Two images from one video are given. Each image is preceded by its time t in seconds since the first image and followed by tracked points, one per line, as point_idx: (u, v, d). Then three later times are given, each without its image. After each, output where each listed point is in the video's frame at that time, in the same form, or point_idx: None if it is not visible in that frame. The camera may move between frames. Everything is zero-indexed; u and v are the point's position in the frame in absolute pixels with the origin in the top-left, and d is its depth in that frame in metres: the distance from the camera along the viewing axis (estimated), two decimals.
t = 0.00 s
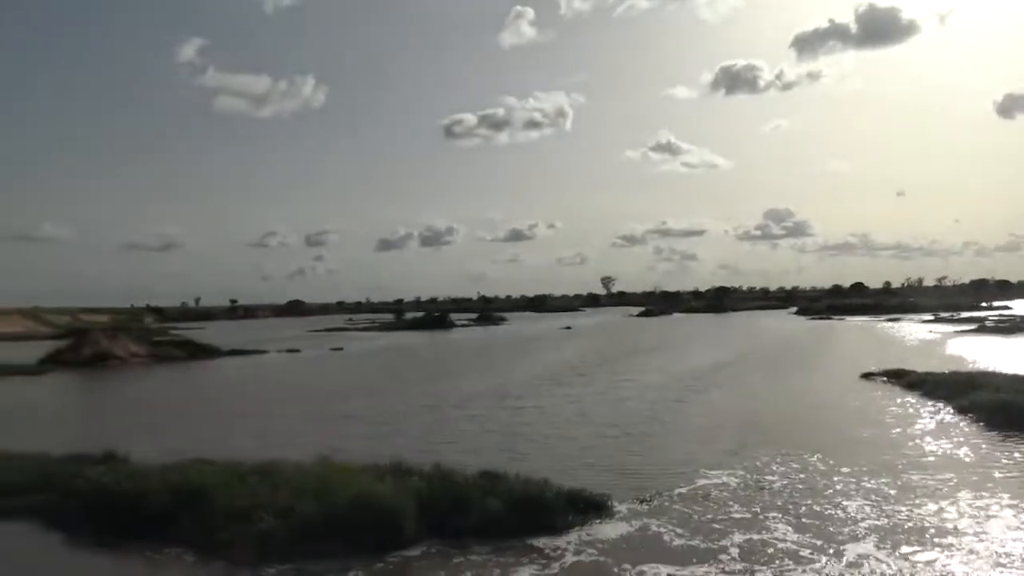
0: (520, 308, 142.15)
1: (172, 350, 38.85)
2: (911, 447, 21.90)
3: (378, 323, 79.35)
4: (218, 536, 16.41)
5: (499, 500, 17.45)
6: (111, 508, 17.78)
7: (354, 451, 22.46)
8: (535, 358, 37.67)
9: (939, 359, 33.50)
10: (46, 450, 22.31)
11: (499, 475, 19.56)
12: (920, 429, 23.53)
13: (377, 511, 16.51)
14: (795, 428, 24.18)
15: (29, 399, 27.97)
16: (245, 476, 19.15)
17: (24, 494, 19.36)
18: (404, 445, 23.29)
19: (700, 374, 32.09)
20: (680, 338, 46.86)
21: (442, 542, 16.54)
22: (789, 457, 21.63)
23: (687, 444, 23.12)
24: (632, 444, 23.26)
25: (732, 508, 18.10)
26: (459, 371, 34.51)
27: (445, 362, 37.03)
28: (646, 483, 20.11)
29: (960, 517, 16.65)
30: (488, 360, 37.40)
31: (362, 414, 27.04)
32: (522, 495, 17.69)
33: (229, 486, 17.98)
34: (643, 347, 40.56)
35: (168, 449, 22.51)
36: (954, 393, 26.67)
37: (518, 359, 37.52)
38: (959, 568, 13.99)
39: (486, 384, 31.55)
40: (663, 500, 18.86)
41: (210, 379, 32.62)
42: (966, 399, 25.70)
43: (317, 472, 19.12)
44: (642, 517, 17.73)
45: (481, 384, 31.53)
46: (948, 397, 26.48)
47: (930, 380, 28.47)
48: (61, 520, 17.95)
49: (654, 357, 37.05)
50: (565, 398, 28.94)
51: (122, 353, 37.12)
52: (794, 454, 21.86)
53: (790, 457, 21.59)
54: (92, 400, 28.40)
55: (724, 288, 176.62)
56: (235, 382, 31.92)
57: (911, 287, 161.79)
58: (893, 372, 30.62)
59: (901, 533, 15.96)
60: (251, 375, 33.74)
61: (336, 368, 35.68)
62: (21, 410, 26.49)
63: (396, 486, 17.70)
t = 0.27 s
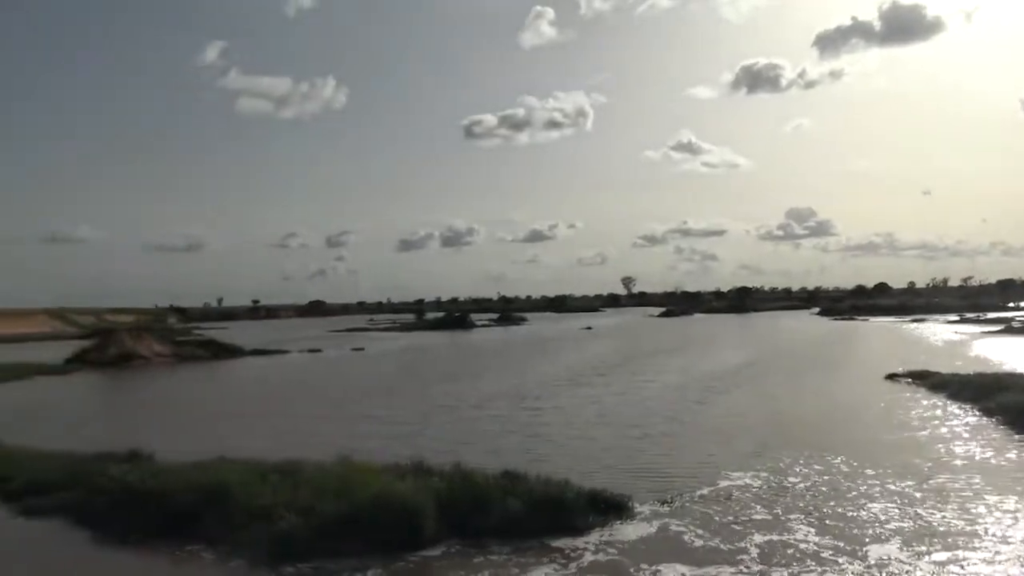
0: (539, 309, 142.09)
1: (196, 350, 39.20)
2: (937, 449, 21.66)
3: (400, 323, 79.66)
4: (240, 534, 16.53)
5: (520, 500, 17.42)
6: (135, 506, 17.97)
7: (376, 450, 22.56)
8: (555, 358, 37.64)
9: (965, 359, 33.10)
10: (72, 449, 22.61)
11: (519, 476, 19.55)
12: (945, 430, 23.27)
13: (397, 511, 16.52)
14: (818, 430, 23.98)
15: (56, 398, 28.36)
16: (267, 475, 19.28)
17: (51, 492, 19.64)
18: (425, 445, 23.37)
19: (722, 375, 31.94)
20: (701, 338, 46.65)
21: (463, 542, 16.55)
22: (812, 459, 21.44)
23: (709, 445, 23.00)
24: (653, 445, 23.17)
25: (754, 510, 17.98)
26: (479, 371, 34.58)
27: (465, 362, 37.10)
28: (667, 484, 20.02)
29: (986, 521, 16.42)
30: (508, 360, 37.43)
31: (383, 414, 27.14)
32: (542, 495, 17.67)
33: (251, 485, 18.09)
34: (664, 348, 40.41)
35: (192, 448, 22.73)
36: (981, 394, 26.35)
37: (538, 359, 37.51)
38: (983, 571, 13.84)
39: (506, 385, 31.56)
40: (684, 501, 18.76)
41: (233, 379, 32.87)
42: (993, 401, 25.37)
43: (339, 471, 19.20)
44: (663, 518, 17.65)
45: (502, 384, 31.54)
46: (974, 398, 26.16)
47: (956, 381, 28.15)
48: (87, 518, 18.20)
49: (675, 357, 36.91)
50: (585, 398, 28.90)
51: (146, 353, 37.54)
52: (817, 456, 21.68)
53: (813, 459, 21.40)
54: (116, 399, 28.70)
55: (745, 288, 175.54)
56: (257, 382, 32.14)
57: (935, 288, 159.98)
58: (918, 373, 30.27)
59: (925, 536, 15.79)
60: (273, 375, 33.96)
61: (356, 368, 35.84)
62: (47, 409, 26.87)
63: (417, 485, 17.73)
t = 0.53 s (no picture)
0: (559, 308, 142.03)
1: (220, 350, 39.57)
2: (966, 450, 21.39)
3: (422, 324, 79.99)
4: (266, 533, 16.69)
5: (543, 500, 17.44)
6: (163, 505, 18.20)
7: (400, 450, 22.68)
8: (578, 358, 37.60)
9: (994, 359, 32.66)
10: (101, 448, 22.93)
11: (543, 476, 19.57)
12: (975, 431, 22.98)
13: (422, 510, 16.59)
14: (844, 431, 23.78)
15: (85, 398, 28.78)
16: (292, 474, 19.45)
17: (81, 490, 19.93)
18: (448, 445, 23.43)
19: (746, 375, 31.77)
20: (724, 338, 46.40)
21: (487, 542, 16.59)
22: (838, 460, 21.27)
23: (733, 446, 22.86)
24: (677, 446, 23.10)
25: (779, 510, 17.85)
26: (501, 371, 34.64)
27: (487, 363, 37.16)
28: (691, 484, 19.92)
29: (1017, 523, 16.18)
30: (531, 360, 37.44)
31: (406, 414, 27.28)
32: (566, 496, 17.65)
33: (277, 485, 18.26)
34: (687, 348, 40.27)
35: (218, 448, 22.96)
36: (1011, 394, 25.99)
37: (560, 359, 37.51)
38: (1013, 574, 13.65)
39: (529, 385, 31.60)
40: (708, 501, 18.67)
41: (257, 379, 33.17)
42: None
43: (363, 471, 19.33)
44: (688, 519, 17.56)
45: (524, 384, 31.59)
46: (1004, 399, 25.81)
47: (985, 382, 27.79)
48: (116, 516, 18.44)
49: (698, 357, 36.75)
50: (608, 399, 28.86)
51: (172, 353, 37.98)
52: (844, 457, 21.48)
53: (839, 460, 21.23)
54: (143, 399, 29.07)
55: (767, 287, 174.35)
56: (282, 382, 32.41)
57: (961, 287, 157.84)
58: (946, 373, 29.93)
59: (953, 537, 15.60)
60: (297, 375, 34.23)
61: (380, 368, 36.04)
62: (76, 408, 27.27)
63: (441, 485, 17.79)
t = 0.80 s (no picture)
0: (581, 308, 141.83)
1: (247, 351, 39.92)
2: (998, 450, 21.05)
3: (446, 324, 80.23)
4: (293, 532, 16.82)
5: (569, 500, 17.40)
6: (191, 504, 18.40)
7: (425, 451, 22.75)
8: (601, 358, 37.51)
9: None
10: (131, 448, 23.24)
11: (568, 476, 19.54)
12: (1007, 431, 22.61)
13: (448, 510, 16.62)
14: (873, 431, 23.51)
15: (114, 398, 29.19)
16: (318, 474, 19.58)
17: (111, 489, 20.21)
18: (472, 445, 23.46)
19: (772, 375, 31.52)
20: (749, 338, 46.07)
21: (513, 542, 16.58)
22: (867, 460, 21.04)
23: (759, 446, 22.68)
24: (702, 445, 22.97)
25: (806, 511, 17.68)
26: (525, 372, 34.64)
27: (511, 363, 37.17)
28: (717, 484, 19.81)
29: None
30: (554, 360, 37.39)
31: (431, 414, 27.36)
32: (591, 496, 17.58)
33: (304, 485, 18.39)
34: (711, 347, 40.04)
35: (245, 447, 23.18)
36: None
37: (583, 359, 37.45)
38: None
39: (552, 385, 31.58)
40: (734, 501, 18.55)
41: (282, 380, 33.42)
42: None
43: (389, 471, 19.41)
44: (714, 519, 17.45)
45: (548, 385, 31.58)
46: None
47: (1016, 381, 27.35)
48: (145, 515, 18.67)
49: (723, 357, 36.53)
50: (632, 398, 28.77)
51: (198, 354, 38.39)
52: (872, 458, 21.23)
53: (868, 460, 21.00)
54: (171, 399, 29.41)
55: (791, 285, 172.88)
56: (307, 383, 32.63)
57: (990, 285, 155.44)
58: (976, 372, 29.50)
59: (985, 538, 15.38)
60: (321, 376, 34.45)
61: (403, 368, 36.18)
62: (106, 409, 27.66)
63: (466, 485, 17.82)
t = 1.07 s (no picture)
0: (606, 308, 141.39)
1: (274, 351, 40.28)
2: None
3: (472, 324, 80.32)
4: (320, 530, 16.95)
5: (594, 500, 17.35)
6: (220, 502, 18.60)
7: (450, 450, 22.80)
8: (627, 358, 37.36)
9: None
10: (161, 446, 23.55)
11: (593, 476, 19.49)
12: None
13: (474, 509, 16.64)
14: (903, 433, 23.20)
15: (145, 397, 29.60)
16: (345, 472, 19.70)
17: (142, 487, 20.50)
18: (497, 445, 23.48)
19: (800, 376, 31.21)
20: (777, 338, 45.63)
21: (539, 542, 16.57)
22: (897, 462, 20.77)
23: (787, 448, 22.47)
24: (729, 446, 22.80)
25: (834, 512, 17.50)
26: (550, 371, 34.57)
27: (536, 363, 37.15)
28: (744, 485, 19.66)
29: None
30: (579, 360, 37.31)
31: (456, 413, 27.42)
32: (616, 496, 17.52)
33: (330, 483, 18.52)
34: (738, 348, 39.73)
35: (272, 446, 23.40)
36: None
37: (608, 359, 37.32)
38: None
39: (578, 385, 31.51)
40: (761, 503, 18.40)
41: (310, 379, 33.66)
42: None
43: (414, 470, 19.48)
44: (741, 521, 17.32)
45: (573, 385, 31.50)
46: None
47: None
48: (175, 513, 18.93)
49: (750, 357, 36.24)
50: (658, 399, 28.63)
51: (226, 353, 38.81)
52: (902, 460, 20.95)
53: (898, 462, 20.73)
54: (200, 398, 29.74)
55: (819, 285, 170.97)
56: (334, 382, 32.84)
57: None
58: (1010, 374, 28.98)
59: (1017, 542, 15.12)
60: (348, 375, 34.65)
61: (429, 368, 36.29)
62: (137, 407, 28.06)
63: (491, 484, 17.83)
